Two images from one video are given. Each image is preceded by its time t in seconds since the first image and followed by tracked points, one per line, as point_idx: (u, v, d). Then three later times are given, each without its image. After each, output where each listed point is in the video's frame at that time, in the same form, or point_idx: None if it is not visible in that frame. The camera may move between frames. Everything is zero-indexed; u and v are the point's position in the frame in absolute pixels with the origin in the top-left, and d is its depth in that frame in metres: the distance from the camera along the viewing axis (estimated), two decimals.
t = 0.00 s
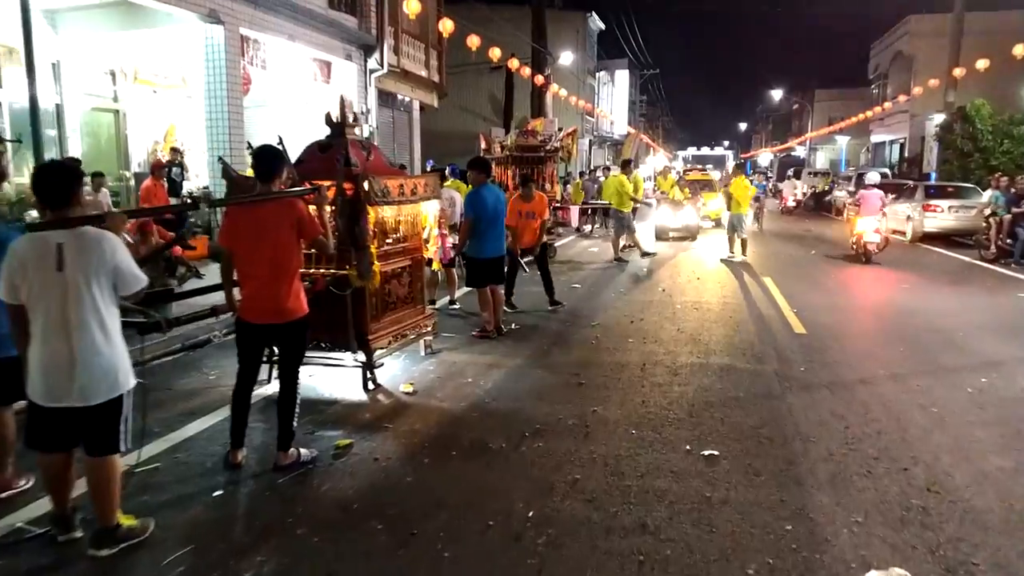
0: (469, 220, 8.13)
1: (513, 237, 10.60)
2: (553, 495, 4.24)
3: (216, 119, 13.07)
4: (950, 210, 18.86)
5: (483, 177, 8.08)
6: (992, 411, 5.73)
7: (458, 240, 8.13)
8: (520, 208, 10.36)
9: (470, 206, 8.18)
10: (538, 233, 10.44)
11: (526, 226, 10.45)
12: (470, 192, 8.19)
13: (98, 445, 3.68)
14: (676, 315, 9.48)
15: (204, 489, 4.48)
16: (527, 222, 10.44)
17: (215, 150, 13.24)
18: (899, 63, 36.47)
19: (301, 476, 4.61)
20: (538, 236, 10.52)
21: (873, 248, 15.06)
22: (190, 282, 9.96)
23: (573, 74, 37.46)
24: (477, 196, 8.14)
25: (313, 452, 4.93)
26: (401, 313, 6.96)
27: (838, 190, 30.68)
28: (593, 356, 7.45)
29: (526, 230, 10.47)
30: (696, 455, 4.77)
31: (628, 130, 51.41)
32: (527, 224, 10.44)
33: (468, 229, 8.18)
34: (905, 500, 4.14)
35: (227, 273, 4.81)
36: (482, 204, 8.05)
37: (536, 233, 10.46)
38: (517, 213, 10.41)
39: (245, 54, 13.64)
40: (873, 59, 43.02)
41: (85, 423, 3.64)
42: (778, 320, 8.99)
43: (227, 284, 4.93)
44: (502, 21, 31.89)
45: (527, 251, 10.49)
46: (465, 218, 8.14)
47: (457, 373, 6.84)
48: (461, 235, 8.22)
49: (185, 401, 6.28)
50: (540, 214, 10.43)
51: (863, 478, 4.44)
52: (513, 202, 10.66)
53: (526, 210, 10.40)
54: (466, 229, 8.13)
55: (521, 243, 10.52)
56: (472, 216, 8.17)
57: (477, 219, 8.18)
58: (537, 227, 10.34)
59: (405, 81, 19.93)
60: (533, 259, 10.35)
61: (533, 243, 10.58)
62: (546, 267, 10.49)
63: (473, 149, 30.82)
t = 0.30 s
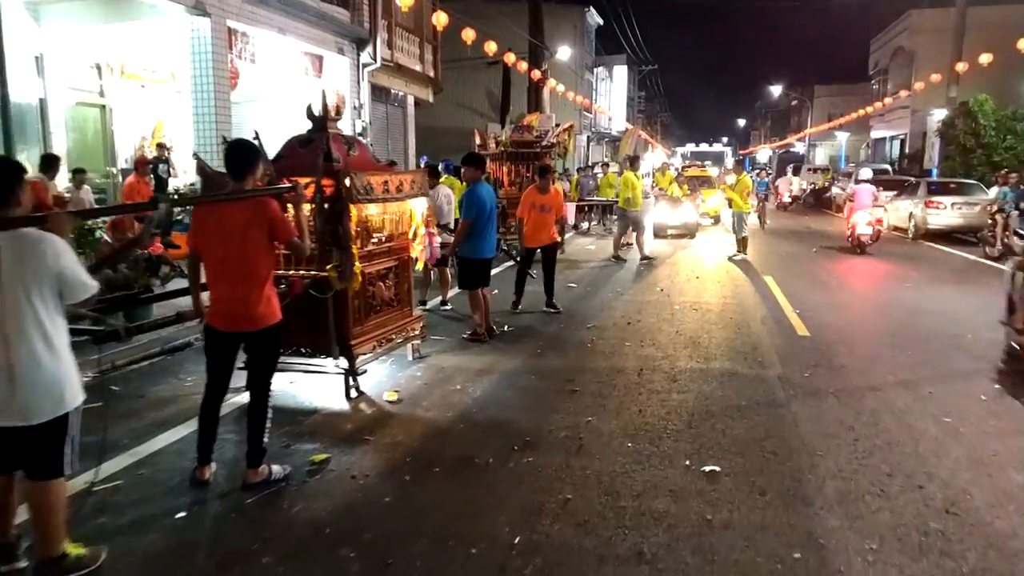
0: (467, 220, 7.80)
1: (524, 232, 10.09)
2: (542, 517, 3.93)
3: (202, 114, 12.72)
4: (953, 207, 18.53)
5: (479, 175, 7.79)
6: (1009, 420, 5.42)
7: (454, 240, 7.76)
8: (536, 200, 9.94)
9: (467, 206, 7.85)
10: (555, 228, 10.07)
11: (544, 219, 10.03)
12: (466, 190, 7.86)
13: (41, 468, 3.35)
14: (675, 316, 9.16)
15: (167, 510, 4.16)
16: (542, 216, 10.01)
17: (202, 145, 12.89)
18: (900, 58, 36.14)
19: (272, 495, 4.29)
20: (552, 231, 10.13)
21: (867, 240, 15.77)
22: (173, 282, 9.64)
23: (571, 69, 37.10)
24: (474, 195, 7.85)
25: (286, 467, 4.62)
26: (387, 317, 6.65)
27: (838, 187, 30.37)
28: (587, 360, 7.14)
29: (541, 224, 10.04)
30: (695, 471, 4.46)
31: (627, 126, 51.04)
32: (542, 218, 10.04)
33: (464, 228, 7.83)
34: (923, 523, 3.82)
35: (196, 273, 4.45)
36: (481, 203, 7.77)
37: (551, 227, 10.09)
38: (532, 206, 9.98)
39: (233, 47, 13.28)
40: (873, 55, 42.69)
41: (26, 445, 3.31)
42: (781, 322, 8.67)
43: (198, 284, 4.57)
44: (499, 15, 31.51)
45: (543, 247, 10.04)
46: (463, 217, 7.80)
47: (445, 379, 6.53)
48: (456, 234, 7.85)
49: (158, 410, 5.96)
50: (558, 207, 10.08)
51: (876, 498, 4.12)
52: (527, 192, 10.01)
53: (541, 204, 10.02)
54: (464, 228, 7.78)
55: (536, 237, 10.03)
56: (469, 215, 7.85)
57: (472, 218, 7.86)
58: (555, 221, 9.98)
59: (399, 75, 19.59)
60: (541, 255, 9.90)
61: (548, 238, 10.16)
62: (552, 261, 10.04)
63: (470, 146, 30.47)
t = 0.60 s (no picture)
0: (461, 219, 7.44)
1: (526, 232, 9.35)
2: (522, 545, 3.63)
3: (187, 111, 12.39)
4: (955, 206, 18.21)
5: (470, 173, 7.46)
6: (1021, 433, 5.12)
7: (451, 241, 7.39)
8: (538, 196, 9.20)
9: (460, 204, 7.45)
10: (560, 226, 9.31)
11: (548, 216, 9.27)
12: (459, 189, 7.47)
13: None
14: (671, 319, 8.84)
15: (120, 535, 3.86)
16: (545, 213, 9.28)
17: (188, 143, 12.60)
18: (900, 55, 35.85)
19: (234, 519, 3.99)
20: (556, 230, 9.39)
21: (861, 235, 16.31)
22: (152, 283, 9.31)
23: (568, 66, 36.74)
24: (467, 193, 7.48)
25: (252, 487, 4.31)
26: (368, 322, 6.35)
27: (838, 185, 30.07)
28: (579, 366, 6.84)
29: (544, 222, 9.29)
30: (689, 492, 4.17)
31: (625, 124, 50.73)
32: (545, 215, 9.29)
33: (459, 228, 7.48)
34: (934, 553, 3.53)
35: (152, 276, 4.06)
36: (476, 203, 7.43)
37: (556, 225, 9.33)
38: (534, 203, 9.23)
39: (219, 42, 12.97)
40: (873, 52, 42.38)
41: None
42: (780, 326, 8.37)
43: (154, 289, 4.17)
44: (495, 12, 31.17)
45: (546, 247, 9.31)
46: (457, 217, 7.43)
47: (429, 387, 6.22)
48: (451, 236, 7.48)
49: (124, 422, 5.64)
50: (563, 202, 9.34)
51: (882, 523, 3.82)
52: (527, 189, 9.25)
53: (544, 199, 9.27)
54: (459, 229, 7.43)
55: (538, 237, 9.27)
56: (462, 214, 7.47)
57: (467, 219, 7.52)
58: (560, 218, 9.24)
59: (393, 72, 19.27)
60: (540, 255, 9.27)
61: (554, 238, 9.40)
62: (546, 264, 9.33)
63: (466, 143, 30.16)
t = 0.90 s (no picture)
0: (447, 220, 7.15)
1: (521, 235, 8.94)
2: None
3: (173, 111, 12.05)
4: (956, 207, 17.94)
5: (457, 173, 7.17)
6: None
7: (435, 242, 7.10)
8: (531, 196, 8.74)
9: (446, 205, 7.16)
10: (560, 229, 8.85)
11: (543, 218, 8.81)
12: (445, 189, 7.17)
13: None
14: (666, 325, 8.55)
15: (67, 566, 3.56)
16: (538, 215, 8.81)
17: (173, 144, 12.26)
18: (899, 55, 35.63)
19: (192, 548, 3.70)
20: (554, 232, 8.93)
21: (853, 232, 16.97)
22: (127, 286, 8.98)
23: (565, 65, 36.47)
24: (454, 193, 7.19)
25: (214, 510, 4.02)
26: (348, 330, 6.06)
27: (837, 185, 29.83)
28: (568, 374, 6.56)
29: (540, 225, 8.83)
30: (684, 515, 3.89)
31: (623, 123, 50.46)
32: (540, 217, 8.83)
33: (445, 230, 7.18)
34: None
35: (98, 285, 3.74)
36: (463, 204, 7.13)
37: (554, 227, 8.87)
38: (527, 204, 8.78)
39: (206, 39, 12.67)
40: (872, 51, 42.16)
41: None
42: (779, 331, 8.09)
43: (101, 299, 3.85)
44: (491, 10, 30.89)
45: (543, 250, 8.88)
46: (443, 217, 7.13)
47: (411, 398, 5.93)
48: (436, 237, 7.20)
49: (87, 436, 5.34)
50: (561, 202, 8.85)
51: (891, 551, 3.54)
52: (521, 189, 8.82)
53: (537, 200, 8.80)
54: (445, 230, 7.13)
55: (533, 241, 8.83)
56: (449, 215, 7.17)
57: (454, 220, 7.22)
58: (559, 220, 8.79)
59: (385, 70, 18.97)
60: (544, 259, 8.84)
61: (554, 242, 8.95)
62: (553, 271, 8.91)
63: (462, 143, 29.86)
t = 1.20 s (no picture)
0: (433, 222, 6.86)
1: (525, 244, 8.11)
2: None
3: (158, 112, 11.69)
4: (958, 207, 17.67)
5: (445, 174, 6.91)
6: None
7: (417, 245, 6.83)
8: (535, 201, 7.92)
9: (433, 206, 6.88)
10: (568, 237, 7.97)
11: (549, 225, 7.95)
12: (432, 190, 6.91)
13: None
14: (664, 331, 8.25)
15: None
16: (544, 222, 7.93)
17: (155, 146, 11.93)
18: (898, 54, 35.43)
19: None
20: (562, 241, 8.06)
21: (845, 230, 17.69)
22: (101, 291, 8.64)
23: (562, 65, 36.18)
24: (440, 194, 6.92)
25: (172, 539, 3.71)
26: (327, 339, 5.76)
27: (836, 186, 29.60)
28: (560, 384, 6.27)
29: (545, 233, 7.97)
30: (680, 544, 3.59)
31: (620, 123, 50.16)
32: (544, 224, 7.99)
33: (430, 232, 6.89)
34: None
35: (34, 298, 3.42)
36: (450, 206, 6.86)
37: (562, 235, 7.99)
38: (530, 210, 7.96)
39: (192, 37, 12.36)
40: (871, 51, 41.95)
41: None
42: (780, 337, 7.80)
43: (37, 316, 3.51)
44: (487, 9, 30.59)
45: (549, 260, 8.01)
46: (428, 219, 6.85)
47: (394, 411, 5.64)
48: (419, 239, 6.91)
49: (48, 453, 5.02)
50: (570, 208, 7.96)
51: None
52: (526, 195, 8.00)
53: (542, 206, 7.97)
54: (428, 232, 6.85)
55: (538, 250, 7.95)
56: (434, 217, 6.89)
57: (440, 222, 6.94)
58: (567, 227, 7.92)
59: (378, 69, 18.67)
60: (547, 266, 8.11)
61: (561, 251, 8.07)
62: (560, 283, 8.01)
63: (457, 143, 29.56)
